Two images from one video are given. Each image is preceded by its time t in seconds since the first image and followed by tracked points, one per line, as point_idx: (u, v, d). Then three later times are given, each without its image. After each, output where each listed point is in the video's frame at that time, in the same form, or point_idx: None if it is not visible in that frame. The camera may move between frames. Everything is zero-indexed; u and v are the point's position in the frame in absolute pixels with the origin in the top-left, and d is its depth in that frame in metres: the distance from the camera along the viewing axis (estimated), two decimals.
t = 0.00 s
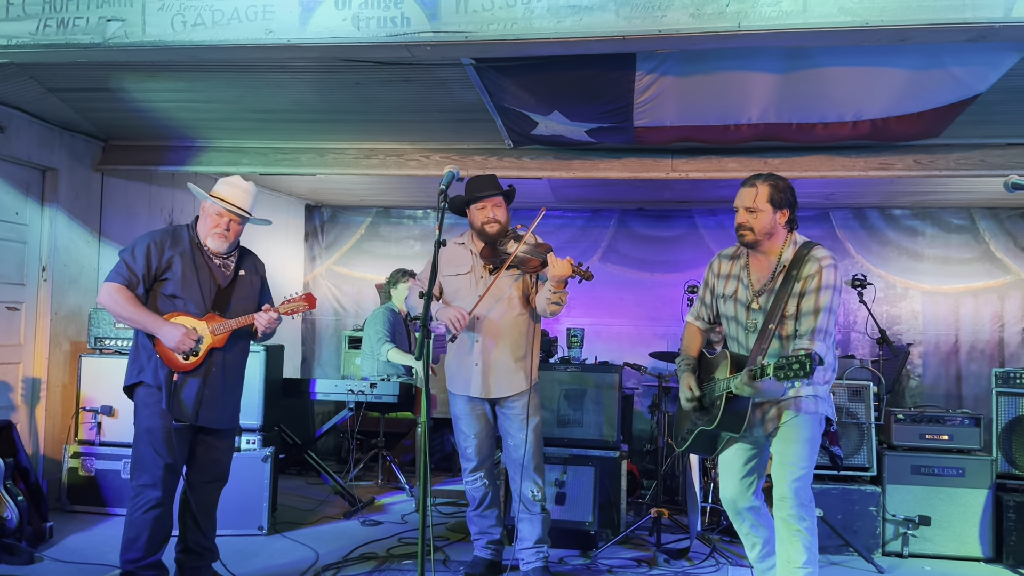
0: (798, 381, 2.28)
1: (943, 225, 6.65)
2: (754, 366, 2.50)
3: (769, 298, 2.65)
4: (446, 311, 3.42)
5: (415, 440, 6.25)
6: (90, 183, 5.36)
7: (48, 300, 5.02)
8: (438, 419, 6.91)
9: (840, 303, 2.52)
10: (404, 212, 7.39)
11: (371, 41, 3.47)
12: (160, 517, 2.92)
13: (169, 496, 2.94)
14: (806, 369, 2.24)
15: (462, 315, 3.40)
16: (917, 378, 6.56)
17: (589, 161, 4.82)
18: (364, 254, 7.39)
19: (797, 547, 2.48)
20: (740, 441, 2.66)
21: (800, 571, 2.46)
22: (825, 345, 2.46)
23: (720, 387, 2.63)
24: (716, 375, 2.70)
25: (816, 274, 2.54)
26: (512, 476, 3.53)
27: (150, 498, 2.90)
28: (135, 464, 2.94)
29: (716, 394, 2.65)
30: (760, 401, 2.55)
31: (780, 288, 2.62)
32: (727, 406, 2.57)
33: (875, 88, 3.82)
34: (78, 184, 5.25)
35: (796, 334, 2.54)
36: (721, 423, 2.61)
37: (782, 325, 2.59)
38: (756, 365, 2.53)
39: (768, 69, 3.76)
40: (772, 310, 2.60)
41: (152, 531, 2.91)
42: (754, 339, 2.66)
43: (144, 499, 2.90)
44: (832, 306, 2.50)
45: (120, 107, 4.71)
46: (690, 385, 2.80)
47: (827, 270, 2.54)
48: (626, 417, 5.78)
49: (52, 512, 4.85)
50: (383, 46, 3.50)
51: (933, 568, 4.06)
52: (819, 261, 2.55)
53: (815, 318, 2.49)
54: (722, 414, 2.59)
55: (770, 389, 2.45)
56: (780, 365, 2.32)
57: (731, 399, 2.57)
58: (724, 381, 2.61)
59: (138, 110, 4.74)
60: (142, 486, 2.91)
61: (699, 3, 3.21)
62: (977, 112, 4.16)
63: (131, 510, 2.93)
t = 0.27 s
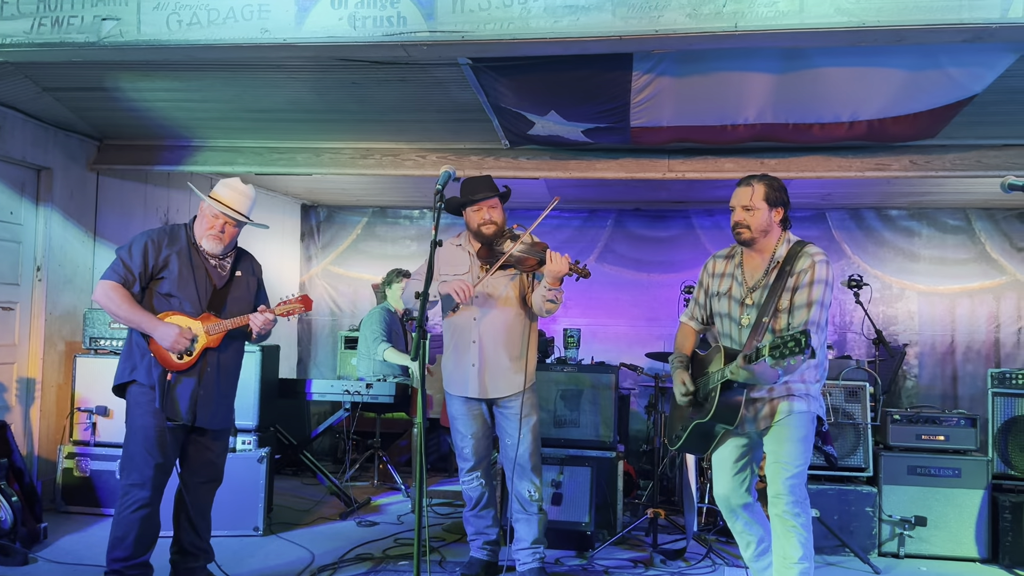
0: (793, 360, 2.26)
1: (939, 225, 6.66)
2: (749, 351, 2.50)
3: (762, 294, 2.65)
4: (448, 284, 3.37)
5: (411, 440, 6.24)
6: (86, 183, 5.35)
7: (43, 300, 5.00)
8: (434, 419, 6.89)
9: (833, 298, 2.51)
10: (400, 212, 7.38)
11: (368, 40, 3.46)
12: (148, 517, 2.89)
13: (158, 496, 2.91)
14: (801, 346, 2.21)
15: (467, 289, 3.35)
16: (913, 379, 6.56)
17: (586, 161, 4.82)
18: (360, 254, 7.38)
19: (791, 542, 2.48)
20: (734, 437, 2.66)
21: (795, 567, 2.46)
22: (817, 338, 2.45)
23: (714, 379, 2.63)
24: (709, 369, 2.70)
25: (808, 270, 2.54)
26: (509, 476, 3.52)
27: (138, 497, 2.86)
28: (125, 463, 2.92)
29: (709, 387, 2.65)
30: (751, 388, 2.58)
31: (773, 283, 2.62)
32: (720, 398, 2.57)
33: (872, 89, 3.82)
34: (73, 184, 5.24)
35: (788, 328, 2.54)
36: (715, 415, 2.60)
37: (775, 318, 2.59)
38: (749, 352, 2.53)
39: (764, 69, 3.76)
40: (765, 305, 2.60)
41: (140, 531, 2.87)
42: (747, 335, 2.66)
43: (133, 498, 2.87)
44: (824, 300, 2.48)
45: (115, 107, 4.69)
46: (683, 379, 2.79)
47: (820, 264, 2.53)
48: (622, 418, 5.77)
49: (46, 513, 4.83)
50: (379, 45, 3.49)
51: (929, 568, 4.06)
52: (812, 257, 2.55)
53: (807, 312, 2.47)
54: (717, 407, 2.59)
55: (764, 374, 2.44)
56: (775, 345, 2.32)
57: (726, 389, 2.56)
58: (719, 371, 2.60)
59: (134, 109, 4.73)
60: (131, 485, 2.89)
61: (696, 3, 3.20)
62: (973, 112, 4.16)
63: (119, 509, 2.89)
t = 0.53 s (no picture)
0: (795, 349, 2.26)
1: (935, 225, 6.66)
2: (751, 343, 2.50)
3: (761, 291, 2.65)
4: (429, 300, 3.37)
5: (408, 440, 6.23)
6: (81, 182, 5.33)
7: (38, 299, 4.98)
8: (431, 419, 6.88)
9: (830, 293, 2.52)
10: (396, 212, 7.37)
11: (364, 39, 3.45)
12: (136, 518, 2.87)
13: (147, 498, 2.90)
14: (803, 334, 2.21)
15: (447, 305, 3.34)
16: (909, 378, 6.57)
17: (583, 161, 4.81)
18: (357, 254, 7.37)
19: (790, 539, 2.50)
20: (734, 433, 2.66)
21: (794, 563, 2.48)
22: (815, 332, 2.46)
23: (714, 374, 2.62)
24: (707, 366, 2.70)
25: (807, 265, 2.55)
26: (506, 475, 3.52)
27: (127, 498, 2.85)
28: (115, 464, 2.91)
29: (709, 383, 2.63)
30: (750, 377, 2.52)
31: (772, 280, 2.62)
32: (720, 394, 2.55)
33: (868, 88, 3.82)
34: (68, 183, 5.22)
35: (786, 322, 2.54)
36: (716, 411, 2.57)
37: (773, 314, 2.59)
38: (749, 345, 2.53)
39: (761, 69, 3.76)
40: (764, 300, 2.60)
41: (128, 532, 2.86)
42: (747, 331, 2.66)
43: (122, 499, 2.86)
44: (822, 295, 2.50)
45: (110, 106, 4.68)
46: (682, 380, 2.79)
47: (818, 260, 2.54)
48: (619, 418, 5.77)
49: (41, 513, 4.82)
50: (375, 44, 3.48)
51: (926, 568, 4.06)
52: (811, 252, 2.55)
53: (806, 305, 2.49)
54: (717, 403, 2.56)
55: (765, 365, 2.43)
56: (777, 335, 2.32)
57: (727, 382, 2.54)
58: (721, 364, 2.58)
59: (129, 108, 4.72)
60: (120, 487, 2.88)
61: (693, 2, 3.20)
62: (970, 112, 4.17)
63: (108, 510, 2.87)
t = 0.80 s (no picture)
0: (801, 351, 2.26)
1: (929, 224, 6.68)
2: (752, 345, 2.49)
3: (760, 289, 2.65)
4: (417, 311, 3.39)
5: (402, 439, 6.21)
6: (74, 181, 5.31)
7: (30, 298, 4.96)
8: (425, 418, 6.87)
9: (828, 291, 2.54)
10: (391, 210, 7.35)
11: (357, 36, 3.44)
12: (126, 519, 2.87)
13: (137, 497, 2.90)
14: (810, 338, 2.22)
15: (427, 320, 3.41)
16: (903, 377, 6.58)
17: (577, 159, 4.80)
18: (351, 253, 7.35)
19: (788, 537, 2.50)
20: (732, 433, 2.65)
21: (791, 562, 2.48)
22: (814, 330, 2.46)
23: (714, 374, 2.61)
24: (706, 364, 2.68)
25: (806, 263, 2.56)
26: (501, 474, 3.51)
27: (117, 499, 2.85)
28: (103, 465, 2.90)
29: (709, 383, 2.62)
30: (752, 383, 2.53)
31: (770, 278, 2.63)
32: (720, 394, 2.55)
33: (862, 87, 3.82)
34: (61, 181, 5.19)
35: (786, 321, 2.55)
36: (716, 411, 2.57)
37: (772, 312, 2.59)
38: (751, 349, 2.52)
39: (755, 67, 3.76)
40: (764, 299, 2.60)
41: (119, 533, 2.86)
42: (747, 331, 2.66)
43: (111, 500, 2.85)
44: (821, 294, 2.52)
45: (103, 103, 4.65)
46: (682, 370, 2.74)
47: (816, 258, 2.55)
48: (613, 416, 5.77)
49: (33, 513, 4.79)
50: (369, 42, 3.47)
51: (919, 566, 4.07)
52: (808, 251, 2.57)
53: (806, 303, 2.50)
54: (717, 403, 2.57)
55: (767, 366, 2.43)
56: (781, 337, 2.32)
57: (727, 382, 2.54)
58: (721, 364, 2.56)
59: (122, 106, 4.69)
60: (109, 487, 2.87)
61: None
62: (963, 111, 4.18)
63: (97, 511, 2.87)
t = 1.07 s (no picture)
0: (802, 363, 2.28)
1: (925, 225, 6.69)
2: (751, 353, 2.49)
3: (759, 293, 2.65)
4: (418, 305, 3.39)
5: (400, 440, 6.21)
6: (71, 182, 5.31)
7: (27, 299, 4.95)
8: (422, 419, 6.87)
9: (827, 295, 2.55)
10: (388, 211, 7.36)
11: (354, 38, 3.44)
12: (118, 521, 2.89)
13: (129, 499, 2.91)
14: (813, 351, 2.24)
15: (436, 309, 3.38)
16: (899, 377, 6.59)
17: (574, 160, 4.81)
18: (348, 253, 7.36)
19: (785, 541, 2.51)
20: (732, 437, 2.64)
21: (788, 566, 2.49)
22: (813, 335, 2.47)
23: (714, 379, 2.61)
24: (706, 370, 2.70)
25: (805, 266, 2.56)
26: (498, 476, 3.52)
27: (108, 502, 2.86)
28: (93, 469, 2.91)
29: (708, 387, 2.63)
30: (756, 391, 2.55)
31: (769, 282, 2.63)
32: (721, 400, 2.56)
33: (859, 88, 3.83)
34: (57, 182, 5.19)
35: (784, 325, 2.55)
36: (716, 415, 2.58)
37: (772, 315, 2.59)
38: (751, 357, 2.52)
39: (752, 68, 3.76)
40: (763, 303, 2.61)
41: (112, 535, 2.87)
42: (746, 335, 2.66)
43: (102, 503, 2.87)
44: (820, 297, 2.52)
45: (100, 104, 4.65)
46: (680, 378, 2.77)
47: (816, 262, 2.55)
48: (610, 417, 5.77)
49: (30, 514, 4.79)
50: (366, 43, 3.47)
51: (915, 566, 4.08)
52: (808, 254, 2.57)
53: (804, 308, 2.51)
54: (718, 408, 2.57)
55: (767, 376, 2.44)
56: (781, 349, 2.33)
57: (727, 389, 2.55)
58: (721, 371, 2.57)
59: (119, 107, 4.70)
60: (101, 490, 2.88)
61: (683, 2, 3.20)
62: (959, 112, 4.18)
63: (89, 514, 2.88)
